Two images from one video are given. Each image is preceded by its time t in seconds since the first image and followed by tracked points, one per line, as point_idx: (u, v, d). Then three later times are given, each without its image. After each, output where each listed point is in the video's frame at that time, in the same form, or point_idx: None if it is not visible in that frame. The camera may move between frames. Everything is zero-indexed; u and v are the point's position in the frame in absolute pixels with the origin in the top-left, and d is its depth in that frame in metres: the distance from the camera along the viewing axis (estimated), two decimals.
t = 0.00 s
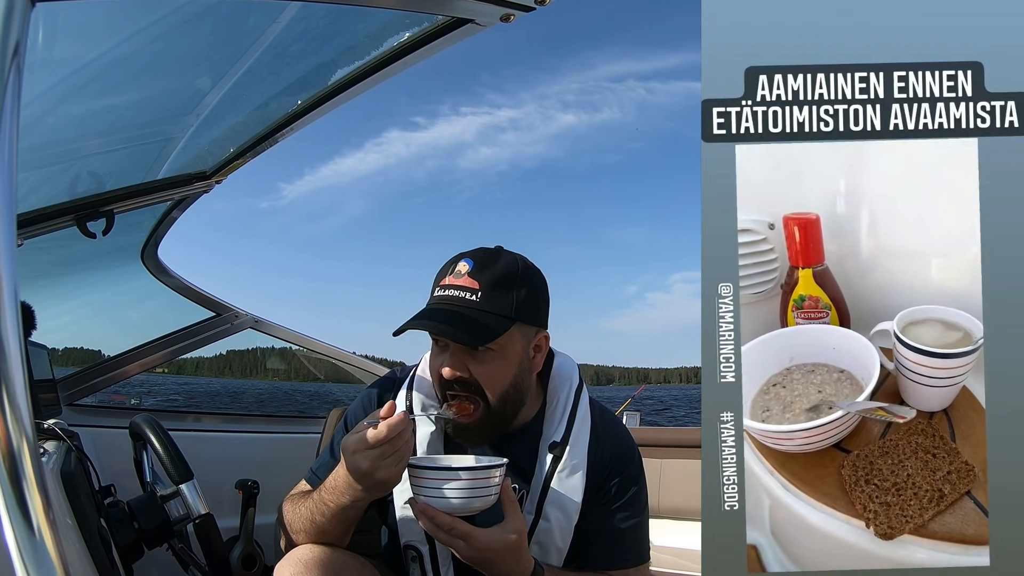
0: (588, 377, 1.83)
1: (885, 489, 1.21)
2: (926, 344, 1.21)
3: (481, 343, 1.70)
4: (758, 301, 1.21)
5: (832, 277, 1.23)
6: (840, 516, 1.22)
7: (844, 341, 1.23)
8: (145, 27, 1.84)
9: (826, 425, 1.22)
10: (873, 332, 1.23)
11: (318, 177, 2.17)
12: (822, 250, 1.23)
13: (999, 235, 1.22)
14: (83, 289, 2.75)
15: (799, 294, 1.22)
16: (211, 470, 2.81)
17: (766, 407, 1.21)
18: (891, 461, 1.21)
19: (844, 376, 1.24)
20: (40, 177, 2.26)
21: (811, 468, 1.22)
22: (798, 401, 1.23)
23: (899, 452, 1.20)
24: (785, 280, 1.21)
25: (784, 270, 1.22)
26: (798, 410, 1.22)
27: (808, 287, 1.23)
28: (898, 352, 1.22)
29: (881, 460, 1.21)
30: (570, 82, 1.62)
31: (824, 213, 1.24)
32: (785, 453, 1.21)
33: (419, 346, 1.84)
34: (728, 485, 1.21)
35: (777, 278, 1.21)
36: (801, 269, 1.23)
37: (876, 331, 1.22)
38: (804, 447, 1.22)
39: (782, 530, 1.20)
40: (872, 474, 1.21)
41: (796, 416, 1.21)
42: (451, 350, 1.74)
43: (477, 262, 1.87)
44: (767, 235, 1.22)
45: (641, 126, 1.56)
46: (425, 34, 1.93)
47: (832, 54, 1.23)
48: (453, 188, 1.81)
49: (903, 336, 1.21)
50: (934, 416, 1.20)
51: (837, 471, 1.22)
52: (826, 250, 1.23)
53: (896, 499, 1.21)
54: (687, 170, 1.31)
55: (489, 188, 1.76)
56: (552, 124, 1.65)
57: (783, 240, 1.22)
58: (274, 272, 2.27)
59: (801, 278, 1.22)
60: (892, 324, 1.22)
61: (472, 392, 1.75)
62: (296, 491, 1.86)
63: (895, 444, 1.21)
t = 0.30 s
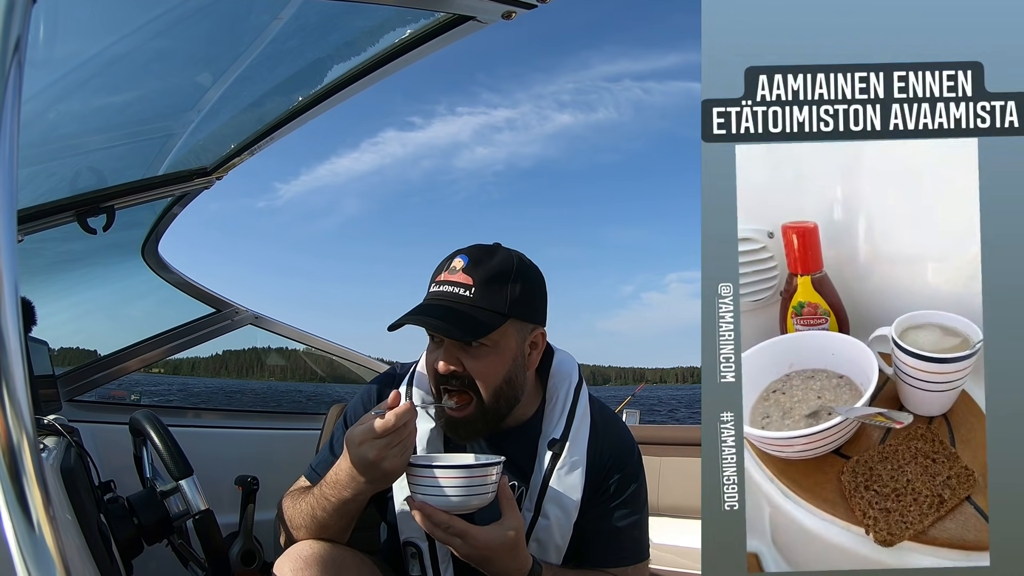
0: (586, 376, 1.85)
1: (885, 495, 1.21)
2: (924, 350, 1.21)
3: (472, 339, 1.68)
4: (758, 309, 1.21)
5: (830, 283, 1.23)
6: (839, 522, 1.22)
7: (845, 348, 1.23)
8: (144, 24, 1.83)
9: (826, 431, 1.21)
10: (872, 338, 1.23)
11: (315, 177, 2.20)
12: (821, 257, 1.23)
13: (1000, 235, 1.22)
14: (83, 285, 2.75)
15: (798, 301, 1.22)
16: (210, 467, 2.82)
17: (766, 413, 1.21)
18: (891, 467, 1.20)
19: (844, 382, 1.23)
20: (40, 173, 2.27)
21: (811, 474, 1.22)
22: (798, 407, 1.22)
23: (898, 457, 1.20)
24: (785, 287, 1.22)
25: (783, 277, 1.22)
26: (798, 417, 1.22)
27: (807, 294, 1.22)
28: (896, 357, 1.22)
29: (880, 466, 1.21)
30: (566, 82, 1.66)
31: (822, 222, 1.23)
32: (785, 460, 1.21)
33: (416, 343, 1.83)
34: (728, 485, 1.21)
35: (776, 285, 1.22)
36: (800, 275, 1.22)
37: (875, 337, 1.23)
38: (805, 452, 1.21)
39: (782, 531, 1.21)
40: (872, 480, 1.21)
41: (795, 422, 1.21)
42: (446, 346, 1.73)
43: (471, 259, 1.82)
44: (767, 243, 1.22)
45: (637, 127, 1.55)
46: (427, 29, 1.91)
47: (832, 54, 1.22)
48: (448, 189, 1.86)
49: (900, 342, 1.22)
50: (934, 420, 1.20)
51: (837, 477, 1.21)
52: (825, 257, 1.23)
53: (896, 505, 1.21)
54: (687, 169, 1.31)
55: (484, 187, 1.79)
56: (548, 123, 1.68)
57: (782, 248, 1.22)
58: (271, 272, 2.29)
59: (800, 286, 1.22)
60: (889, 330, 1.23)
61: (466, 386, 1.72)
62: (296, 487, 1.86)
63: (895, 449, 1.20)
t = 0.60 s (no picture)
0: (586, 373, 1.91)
1: (886, 501, 1.22)
2: (924, 358, 1.22)
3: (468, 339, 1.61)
4: (760, 318, 1.21)
5: (832, 291, 1.23)
6: (841, 529, 1.21)
7: (847, 355, 1.23)
8: (142, 22, 1.82)
9: (827, 439, 1.21)
10: (873, 345, 1.23)
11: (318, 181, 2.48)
12: (823, 265, 1.23)
13: (999, 234, 1.22)
14: (79, 284, 2.74)
15: (800, 310, 1.22)
16: (208, 465, 2.79)
17: (769, 421, 1.21)
18: (893, 473, 1.21)
19: (846, 392, 1.23)
20: (37, 173, 2.25)
21: (813, 481, 1.22)
22: (799, 414, 1.22)
23: (900, 464, 1.21)
24: (786, 296, 1.22)
25: (785, 287, 1.22)
26: (801, 424, 1.22)
27: (809, 302, 1.22)
28: (897, 364, 1.22)
29: (882, 472, 1.21)
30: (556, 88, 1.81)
31: (823, 232, 1.23)
32: (787, 467, 1.21)
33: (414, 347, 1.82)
34: (728, 485, 1.21)
35: (777, 294, 1.22)
36: (801, 285, 1.22)
37: (876, 344, 1.23)
38: (806, 460, 1.21)
39: (782, 533, 1.20)
40: (874, 486, 1.21)
41: (799, 429, 1.21)
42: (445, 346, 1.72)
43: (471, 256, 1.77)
44: (769, 253, 1.22)
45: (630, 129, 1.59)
46: (424, 28, 1.94)
47: (832, 54, 1.23)
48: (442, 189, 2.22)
49: (902, 349, 1.22)
50: (934, 426, 1.20)
51: (839, 484, 1.22)
52: (827, 265, 1.23)
53: (897, 510, 1.21)
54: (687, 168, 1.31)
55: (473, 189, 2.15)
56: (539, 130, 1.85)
57: (784, 257, 1.22)
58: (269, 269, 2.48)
59: (801, 295, 1.22)
60: (891, 337, 1.22)
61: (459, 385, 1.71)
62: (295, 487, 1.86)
63: (897, 456, 1.21)
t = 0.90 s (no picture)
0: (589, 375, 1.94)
1: (886, 506, 1.21)
2: (923, 361, 1.22)
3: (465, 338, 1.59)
4: (760, 319, 1.21)
5: (831, 295, 1.24)
6: (839, 533, 1.21)
7: (845, 358, 1.25)
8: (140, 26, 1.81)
9: (827, 441, 1.22)
10: (872, 348, 1.23)
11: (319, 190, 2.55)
12: (823, 268, 1.23)
13: (1000, 235, 1.21)
14: (77, 289, 2.73)
15: (799, 313, 1.23)
16: (209, 470, 2.79)
17: (768, 423, 1.20)
18: (891, 478, 1.22)
19: (846, 396, 1.24)
20: (36, 179, 2.24)
21: (811, 484, 1.22)
22: (798, 418, 1.22)
23: (898, 468, 1.22)
24: (786, 298, 1.22)
25: (785, 288, 1.22)
26: (799, 427, 1.21)
27: (808, 305, 1.23)
28: (896, 367, 1.23)
29: (881, 476, 1.22)
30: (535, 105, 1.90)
31: (824, 236, 1.23)
32: (785, 471, 1.21)
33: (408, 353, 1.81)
34: (728, 485, 1.20)
35: (777, 297, 1.22)
36: (801, 287, 1.23)
37: (875, 347, 1.23)
38: (804, 462, 1.22)
39: (781, 534, 1.20)
40: (873, 491, 1.22)
41: (797, 433, 1.21)
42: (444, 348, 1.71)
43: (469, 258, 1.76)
44: (770, 257, 1.22)
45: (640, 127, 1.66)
46: (421, 32, 1.94)
47: (832, 53, 1.23)
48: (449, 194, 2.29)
49: (900, 352, 1.23)
50: (934, 429, 1.21)
51: (837, 487, 1.22)
52: (826, 269, 1.24)
53: (897, 515, 1.21)
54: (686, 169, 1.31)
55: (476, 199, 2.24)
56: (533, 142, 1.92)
57: (784, 260, 1.23)
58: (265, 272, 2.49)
59: (801, 298, 1.23)
60: (889, 341, 1.23)
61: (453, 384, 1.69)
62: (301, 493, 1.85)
63: (895, 460, 1.22)
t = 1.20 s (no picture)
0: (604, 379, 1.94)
1: (885, 505, 1.18)
2: (919, 358, 1.12)
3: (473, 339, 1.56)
4: (756, 320, 1.14)
5: (832, 293, 1.12)
6: (835, 532, 1.18)
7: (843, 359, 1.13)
8: (141, 29, 1.80)
9: (824, 439, 1.19)
10: (869, 347, 1.12)
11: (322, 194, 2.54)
12: (821, 266, 1.13)
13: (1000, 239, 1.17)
14: (77, 293, 2.73)
15: (796, 312, 1.12)
16: (214, 472, 2.80)
17: (765, 422, 1.20)
18: (889, 476, 1.18)
19: (844, 393, 1.15)
20: (33, 183, 2.22)
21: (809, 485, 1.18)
22: (796, 416, 1.19)
23: (897, 467, 1.18)
24: (784, 297, 1.13)
25: (783, 288, 1.13)
26: (797, 425, 1.19)
27: (807, 303, 1.11)
28: (895, 367, 1.12)
29: (879, 475, 1.19)
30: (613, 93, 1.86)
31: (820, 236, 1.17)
32: (782, 470, 1.19)
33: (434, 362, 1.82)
34: (728, 485, 1.21)
35: (776, 295, 1.13)
36: (799, 286, 1.12)
37: (871, 346, 1.12)
38: (804, 460, 1.20)
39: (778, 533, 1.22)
40: (871, 489, 1.18)
41: (795, 431, 1.20)
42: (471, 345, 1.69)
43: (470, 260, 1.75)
44: (766, 254, 1.19)
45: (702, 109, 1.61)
46: (418, 33, 1.94)
47: (831, 54, 1.24)
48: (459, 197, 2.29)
49: (899, 351, 1.11)
50: (931, 429, 1.16)
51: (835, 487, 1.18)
52: (826, 268, 1.13)
53: (895, 514, 1.18)
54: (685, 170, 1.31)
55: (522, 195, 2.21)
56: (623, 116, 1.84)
57: (782, 259, 1.16)
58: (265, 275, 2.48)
59: (799, 296, 1.12)
60: (887, 339, 1.11)
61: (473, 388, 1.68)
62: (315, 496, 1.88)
63: (893, 459, 1.18)
